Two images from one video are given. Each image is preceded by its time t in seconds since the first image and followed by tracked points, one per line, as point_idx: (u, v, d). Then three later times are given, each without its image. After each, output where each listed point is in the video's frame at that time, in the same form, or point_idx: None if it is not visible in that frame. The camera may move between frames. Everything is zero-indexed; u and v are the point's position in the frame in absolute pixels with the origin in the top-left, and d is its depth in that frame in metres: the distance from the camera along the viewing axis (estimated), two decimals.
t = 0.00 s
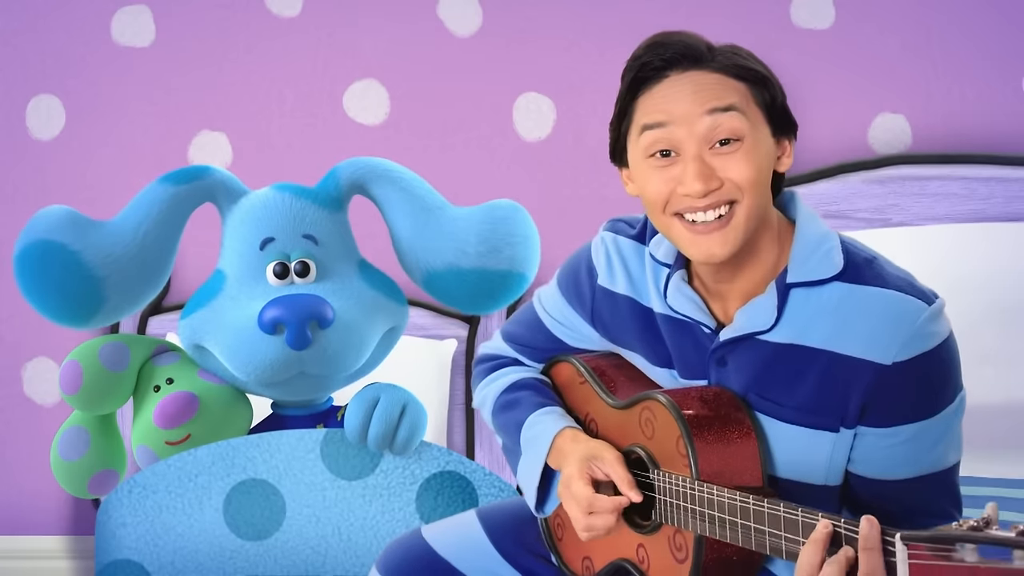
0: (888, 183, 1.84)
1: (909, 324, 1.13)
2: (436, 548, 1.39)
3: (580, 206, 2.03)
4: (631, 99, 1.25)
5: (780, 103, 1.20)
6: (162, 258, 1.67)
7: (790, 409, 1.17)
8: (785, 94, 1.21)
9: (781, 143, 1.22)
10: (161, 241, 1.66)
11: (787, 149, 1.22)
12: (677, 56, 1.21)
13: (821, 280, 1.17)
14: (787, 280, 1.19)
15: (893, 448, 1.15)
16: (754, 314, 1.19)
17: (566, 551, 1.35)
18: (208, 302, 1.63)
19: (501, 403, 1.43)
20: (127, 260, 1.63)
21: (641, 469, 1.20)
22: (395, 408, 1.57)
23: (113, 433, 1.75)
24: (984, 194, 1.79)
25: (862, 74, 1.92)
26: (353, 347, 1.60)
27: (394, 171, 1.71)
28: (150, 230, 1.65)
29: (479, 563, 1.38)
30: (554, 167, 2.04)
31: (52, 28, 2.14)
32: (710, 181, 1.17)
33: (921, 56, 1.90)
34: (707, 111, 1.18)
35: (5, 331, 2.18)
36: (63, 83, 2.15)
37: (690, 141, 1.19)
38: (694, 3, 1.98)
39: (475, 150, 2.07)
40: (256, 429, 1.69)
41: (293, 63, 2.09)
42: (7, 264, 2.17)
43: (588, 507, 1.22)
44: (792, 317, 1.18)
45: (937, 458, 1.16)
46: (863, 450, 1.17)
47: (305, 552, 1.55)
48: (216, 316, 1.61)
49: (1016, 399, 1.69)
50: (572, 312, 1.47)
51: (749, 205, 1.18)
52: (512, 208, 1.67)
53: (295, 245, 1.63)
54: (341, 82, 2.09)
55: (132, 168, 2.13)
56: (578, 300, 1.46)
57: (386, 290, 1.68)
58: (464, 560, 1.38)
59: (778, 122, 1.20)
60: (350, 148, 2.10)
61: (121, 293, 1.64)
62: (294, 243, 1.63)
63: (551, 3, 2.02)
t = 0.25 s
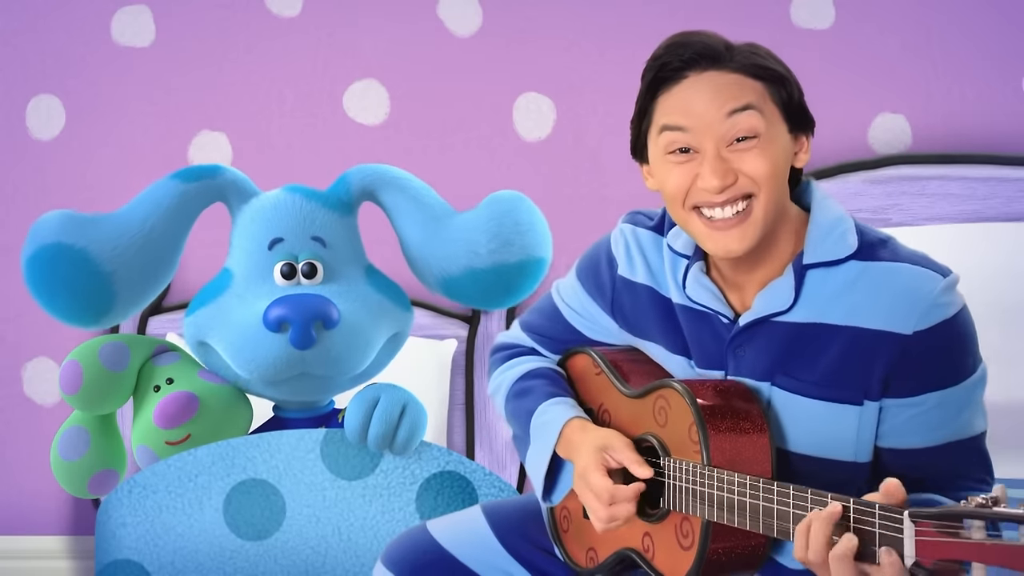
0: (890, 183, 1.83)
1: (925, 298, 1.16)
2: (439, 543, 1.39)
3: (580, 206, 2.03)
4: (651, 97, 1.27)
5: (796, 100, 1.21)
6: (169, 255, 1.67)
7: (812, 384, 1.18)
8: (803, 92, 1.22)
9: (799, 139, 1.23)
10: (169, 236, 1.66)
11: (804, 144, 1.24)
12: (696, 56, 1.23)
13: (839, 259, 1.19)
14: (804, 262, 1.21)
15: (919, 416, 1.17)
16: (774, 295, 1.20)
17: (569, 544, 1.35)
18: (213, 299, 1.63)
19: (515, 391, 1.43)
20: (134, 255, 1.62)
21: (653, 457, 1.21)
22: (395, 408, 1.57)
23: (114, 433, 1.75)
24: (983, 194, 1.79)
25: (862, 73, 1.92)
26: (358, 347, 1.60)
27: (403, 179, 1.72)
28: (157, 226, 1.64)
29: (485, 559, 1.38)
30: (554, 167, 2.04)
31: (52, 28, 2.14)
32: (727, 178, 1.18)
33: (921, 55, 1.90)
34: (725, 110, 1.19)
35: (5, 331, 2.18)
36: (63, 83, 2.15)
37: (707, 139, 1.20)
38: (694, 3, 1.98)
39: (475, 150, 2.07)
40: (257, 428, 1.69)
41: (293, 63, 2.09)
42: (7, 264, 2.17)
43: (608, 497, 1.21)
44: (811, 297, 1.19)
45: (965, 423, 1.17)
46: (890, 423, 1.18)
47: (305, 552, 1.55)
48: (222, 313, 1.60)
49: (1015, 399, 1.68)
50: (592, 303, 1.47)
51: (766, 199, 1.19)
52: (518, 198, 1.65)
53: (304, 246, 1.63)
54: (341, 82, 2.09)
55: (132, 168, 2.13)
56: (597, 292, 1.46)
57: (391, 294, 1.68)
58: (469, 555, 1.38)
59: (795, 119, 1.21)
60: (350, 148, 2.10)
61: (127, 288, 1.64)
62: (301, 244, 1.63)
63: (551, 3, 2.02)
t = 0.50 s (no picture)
0: (890, 183, 1.83)
1: (924, 294, 1.16)
2: (438, 546, 1.39)
3: (580, 206, 2.03)
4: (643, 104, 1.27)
5: (791, 105, 1.22)
6: (181, 247, 1.68)
7: (813, 384, 1.18)
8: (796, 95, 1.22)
9: (795, 143, 1.23)
10: (181, 229, 1.66)
11: (800, 148, 1.24)
12: (688, 63, 1.22)
13: (833, 259, 1.20)
14: (800, 263, 1.21)
15: (926, 414, 1.16)
16: (770, 298, 1.21)
17: (569, 547, 1.35)
18: (217, 295, 1.63)
19: (513, 395, 1.42)
20: (146, 246, 1.63)
21: (652, 464, 1.21)
22: (395, 408, 1.57)
23: (114, 434, 1.75)
24: (983, 194, 1.79)
25: (861, 73, 1.92)
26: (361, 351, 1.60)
27: (416, 184, 1.73)
28: (169, 218, 1.64)
29: (483, 561, 1.38)
30: (554, 167, 2.04)
31: (52, 28, 2.14)
32: (721, 187, 1.18)
33: (921, 55, 1.90)
34: (719, 117, 1.19)
35: (5, 331, 2.18)
36: (63, 83, 2.15)
37: (702, 147, 1.20)
38: (694, 3, 1.98)
39: (475, 150, 2.07)
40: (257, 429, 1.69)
41: (293, 63, 2.09)
42: (7, 264, 2.17)
43: (599, 506, 1.21)
44: (807, 301, 1.20)
45: (975, 418, 1.15)
46: (899, 423, 1.18)
47: (305, 552, 1.55)
48: (226, 309, 1.61)
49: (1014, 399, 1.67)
50: (590, 306, 1.46)
51: (762, 208, 1.19)
52: (532, 217, 1.66)
53: (312, 247, 1.63)
54: (341, 82, 2.09)
55: (132, 168, 2.13)
56: (596, 295, 1.46)
57: (398, 302, 1.68)
58: (467, 558, 1.38)
59: (789, 123, 1.22)
60: (350, 149, 2.10)
61: (139, 280, 1.64)
62: (309, 245, 1.63)
63: (551, 3, 2.02)
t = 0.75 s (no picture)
0: (890, 183, 1.83)
1: (917, 300, 1.16)
2: (434, 551, 1.39)
3: (580, 206, 2.03)
4: (634, 106, 1.29)
5: (783, 104, 1.23)
6: (188, 239, 1.68)
7: (805, 391, 1.18)
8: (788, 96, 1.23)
9: (789, 144, 1.24)
10: (189, 221, 1.67)
11: (795, 149, 1.25)
12: (677, 66, 1.24)
13: (828, 262, 1.20)
14: (793, 267, 1.21)
15: (921, 421, 1.17)
16: (764, 303, 1.21)
17: (567, 549, 1.35)
18: (220, 292, 1.63)
19: (512, 399, 1.43)
20: (152, 233, 1.63)
21: (646, 469, 1.21)
22: (396, 407, 1.57)
23: (115, 434, 1.75)
24: (983, 194, 1.79)
25: (861, 73, 1.92)
26: (362, 355, 1.60)
27: (428, 189, 1.72)
28: (177, 208, 1.65)
29: (479, 565, 1.38)
30: (554, 167, 2.04)
31: (52, 28, 2.14)
32: (710, 190, 1.20)
33: (921, 55, 1.90)
34: (708, 119, 1.21)
35: (5, 331, 2.18)
36: (63, 83, 2.15)
37: (691, 150, 1.22)
38: (694, 3, 1.98)
39: (475, 150, 2.07)
40: (257, 429, 1.69)
41: (293, 63, 2.09)
42: (7, 264, 2.17)
43: (577, 504, 1.25)
44: (800, 305, 1.20)
45: (971, 426, 1.16)
46: (892, 430, 1.18)
47: (305, 552, 1.55)
48: (228, 307, 1.61)
49: (1011, 400, 1.68)
50: (587, 310, 1.46)
51: (752, 211, 1.21)
52: (544, 248, 1.69)
53: (318, 249, 1.63)
54: (341, 82, 2.09)
55: (131, 168, 2.13)
56: (591, 300, 1.46)
57: (402, 307, 1.68)
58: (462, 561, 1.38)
59: (781, 122, 1.23)
60: (350, 148, 2.10)
61: (141, 266, 1.64)
62: (316, 248, 1.63)
63: (551, 3, 2.03)
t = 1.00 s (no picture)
0: (890, 183, 1.83)
1: (927, 305, 1.17)
2: (438, 546, 1.38)
3: (580, 206, 2.04)
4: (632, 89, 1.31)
5: (735, 103, 1.16)
6: (191, 238, 1.68)
7: (815, 387, 1.18)
8: (761, 101, 1.15)
9: (743, 143, 1.18)
10: (191, 220, 1.66)
11: (751, 149, 1.18)
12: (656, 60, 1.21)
13: (842, 264, 1.19)
14: (808, 266, 1.20)
15: (923, 424, 1.17)
16: (776, 298, 1.20)
17: (568, 544, 1.36)
18: (221, 290, 1.63)
19: (522, 391, 1.41)
20: (156, 233, 1.63)
21: (655, 462, 1.21)
22: (394, 408, 1.57)
23: (114, 434, 1.75)
24: (983, 194, 1.79)
25: (861, 73, 1.92)
26: (362, 353, 1.59)
27: (428, 190, 1.73)
28: (179, 207, 1.65)
29: (483, 561, 1.37)
30: (554, 167, 2.04)
31: (52, 28, 2.14)
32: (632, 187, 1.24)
33: (921, 55, 1.90)
34: (636, 121, 1.23)
35: (5, 331, 2.18)
36: (63, 83, 2.15)
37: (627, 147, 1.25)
38: (694, 3, 1.98)
39: (475, 150, 2.07)
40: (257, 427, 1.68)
41: (293, 63, 2.09)
42: (7, 264, 2.17)
43: (591, 495, 1.22)
44: (815, 303, 1.19)
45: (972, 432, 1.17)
46: (896, 429, 1.18)
47: (305, 552, 1.55)
48: (229, 303, 1.60)
49: (1009, 399, 1.68)
50: (598, 305, 1.45)
51: (670, 211, 1.22)
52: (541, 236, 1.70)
53: (320, 245, 1.63)
54: (341, 82, 2.09)
55: (131, 168, 2.13)
56: (603, 294, 1.45)
57: (402, 307, 1.69)
58: (467, 557, 1.37)
59: (733, 121, 1.16)
60: (350, 148, 2.10)
61: (145, 267, 1.64)
62: (317, 245, 1.63)
63: (551, 3, 2.03)
